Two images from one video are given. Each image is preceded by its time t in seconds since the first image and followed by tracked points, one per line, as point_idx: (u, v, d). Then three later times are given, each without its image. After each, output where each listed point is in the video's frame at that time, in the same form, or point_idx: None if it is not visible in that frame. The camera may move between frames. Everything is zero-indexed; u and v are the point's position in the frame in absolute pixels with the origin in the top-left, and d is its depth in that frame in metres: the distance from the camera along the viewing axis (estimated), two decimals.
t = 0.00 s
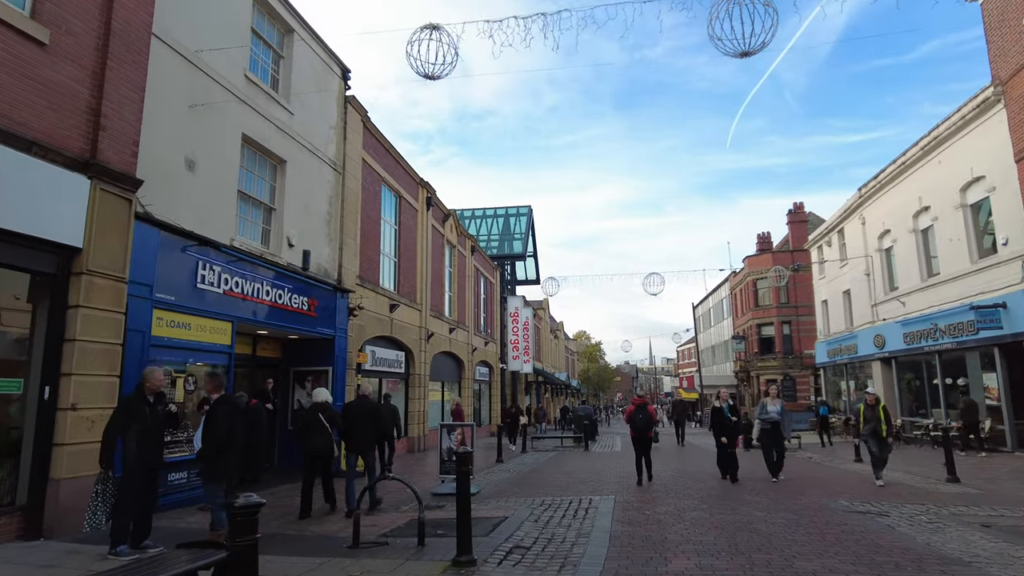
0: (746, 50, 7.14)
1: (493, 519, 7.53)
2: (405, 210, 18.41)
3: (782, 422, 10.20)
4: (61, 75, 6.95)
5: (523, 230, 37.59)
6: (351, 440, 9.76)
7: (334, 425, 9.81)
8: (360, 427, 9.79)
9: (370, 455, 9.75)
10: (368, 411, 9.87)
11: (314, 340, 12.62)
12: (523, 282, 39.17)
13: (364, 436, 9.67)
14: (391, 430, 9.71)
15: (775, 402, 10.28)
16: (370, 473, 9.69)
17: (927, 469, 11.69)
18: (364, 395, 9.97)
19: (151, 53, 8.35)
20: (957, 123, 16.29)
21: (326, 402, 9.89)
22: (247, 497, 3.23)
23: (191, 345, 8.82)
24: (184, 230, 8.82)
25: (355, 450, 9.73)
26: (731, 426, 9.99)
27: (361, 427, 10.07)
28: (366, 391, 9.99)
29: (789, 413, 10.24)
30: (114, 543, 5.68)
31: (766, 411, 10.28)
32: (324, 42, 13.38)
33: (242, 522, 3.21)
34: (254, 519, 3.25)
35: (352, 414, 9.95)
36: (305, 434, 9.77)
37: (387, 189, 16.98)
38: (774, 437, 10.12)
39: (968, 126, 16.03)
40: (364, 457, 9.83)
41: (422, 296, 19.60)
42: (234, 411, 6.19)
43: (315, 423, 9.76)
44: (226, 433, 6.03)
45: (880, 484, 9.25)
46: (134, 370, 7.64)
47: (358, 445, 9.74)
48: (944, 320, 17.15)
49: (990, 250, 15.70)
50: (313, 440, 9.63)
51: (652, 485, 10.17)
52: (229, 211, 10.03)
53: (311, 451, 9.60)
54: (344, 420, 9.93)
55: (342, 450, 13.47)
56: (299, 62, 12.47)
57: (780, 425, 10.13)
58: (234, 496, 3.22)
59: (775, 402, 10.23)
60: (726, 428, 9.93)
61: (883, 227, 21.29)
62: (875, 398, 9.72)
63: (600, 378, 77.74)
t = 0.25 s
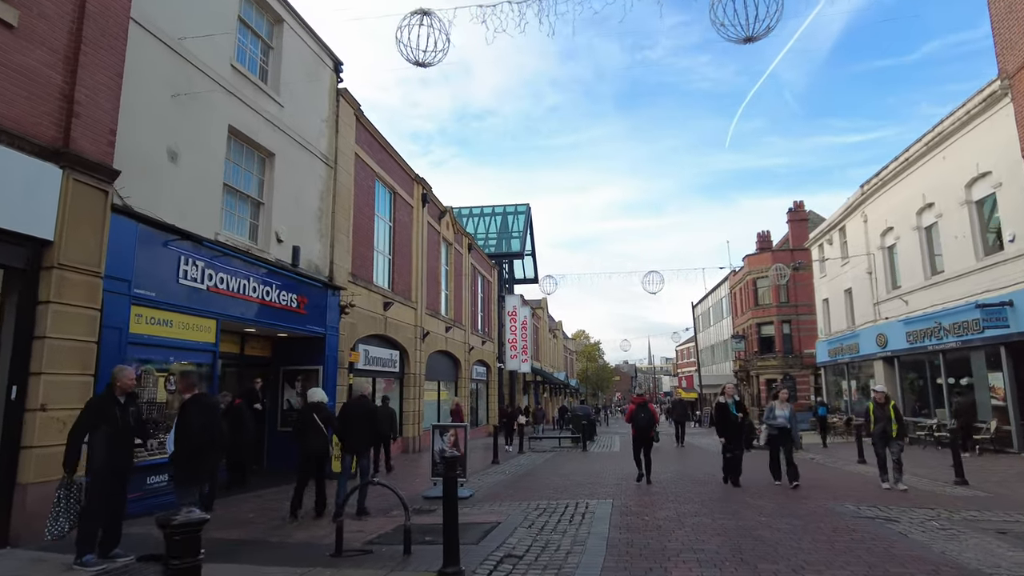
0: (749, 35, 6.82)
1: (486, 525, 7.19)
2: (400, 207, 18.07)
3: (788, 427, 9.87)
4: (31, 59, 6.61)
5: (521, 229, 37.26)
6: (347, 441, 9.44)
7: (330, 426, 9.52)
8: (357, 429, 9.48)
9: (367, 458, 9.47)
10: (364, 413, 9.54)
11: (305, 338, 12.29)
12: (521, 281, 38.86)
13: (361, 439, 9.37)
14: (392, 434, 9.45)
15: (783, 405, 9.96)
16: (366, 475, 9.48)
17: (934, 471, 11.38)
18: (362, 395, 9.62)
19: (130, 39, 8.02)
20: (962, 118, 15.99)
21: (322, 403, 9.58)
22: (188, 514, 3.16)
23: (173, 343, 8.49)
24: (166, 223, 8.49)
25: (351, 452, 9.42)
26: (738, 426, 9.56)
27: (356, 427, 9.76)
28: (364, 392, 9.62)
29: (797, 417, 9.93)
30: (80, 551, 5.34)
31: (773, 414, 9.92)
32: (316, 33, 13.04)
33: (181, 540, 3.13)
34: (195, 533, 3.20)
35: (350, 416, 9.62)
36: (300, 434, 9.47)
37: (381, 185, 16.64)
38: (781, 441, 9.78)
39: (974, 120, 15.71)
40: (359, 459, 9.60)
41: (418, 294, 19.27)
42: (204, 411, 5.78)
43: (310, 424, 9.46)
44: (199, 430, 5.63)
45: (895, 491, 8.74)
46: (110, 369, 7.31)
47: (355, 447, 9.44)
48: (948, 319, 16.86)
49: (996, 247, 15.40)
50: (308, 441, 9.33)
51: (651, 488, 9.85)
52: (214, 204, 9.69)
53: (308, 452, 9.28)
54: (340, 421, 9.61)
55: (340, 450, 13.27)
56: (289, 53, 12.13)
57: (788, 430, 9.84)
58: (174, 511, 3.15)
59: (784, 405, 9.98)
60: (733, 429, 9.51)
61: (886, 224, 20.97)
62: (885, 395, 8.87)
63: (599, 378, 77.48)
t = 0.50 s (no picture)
0: (754, 15, 6.50)
1: (478, 529, 6.88)
2: (395, 202, 17.74)
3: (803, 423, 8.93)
4: None
5: (518, 226, 36.91)
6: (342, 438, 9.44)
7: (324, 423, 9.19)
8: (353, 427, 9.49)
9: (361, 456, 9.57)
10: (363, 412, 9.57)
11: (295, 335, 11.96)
12: (519, 279, 38.54)
13: (357, 436, 9.42)
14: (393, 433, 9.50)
15: (795, 400, 8.94)
16: (357, 473, 9.58)
17: (942, 471, 11.07)
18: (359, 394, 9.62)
19: (108, 21, 7.69)
20: (968, 110, 15.68)
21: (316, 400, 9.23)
22: (106, 531, 4.10)
23: (155, 339, 8.15)
24: (147, 213, 8.15)
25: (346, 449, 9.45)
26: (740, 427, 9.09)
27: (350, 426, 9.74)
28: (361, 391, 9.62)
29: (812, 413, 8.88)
30: (43, 558, 5.00)
31: (784, 409, 8.97)
32: (307, 22, 12.71)
33: (104, 556, 4.08)
34: (117, 547, 4.14)
35: (345, 414, 9.58)
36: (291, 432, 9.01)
37: (375, 178, 16.32)
38: (792, 441, 8.86)
39: (980, 113, 15.41)
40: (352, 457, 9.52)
41: (413, 291, 18.95)
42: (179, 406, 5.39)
43: (304, 423, 9.06)
44: (173, 429, 5.26)
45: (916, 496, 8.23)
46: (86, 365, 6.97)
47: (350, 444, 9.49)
48: (953, 316, 16.57)
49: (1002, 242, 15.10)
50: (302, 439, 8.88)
51: (651, 488, 9.54)
52: (199, 195, 9.37)
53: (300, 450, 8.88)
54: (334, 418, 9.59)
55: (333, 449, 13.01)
56: (279, 41, 11.79)
57: (800, 427, 8.92)
58: (94, 530, 4.09)
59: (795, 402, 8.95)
60: (733, 430, 9.11)
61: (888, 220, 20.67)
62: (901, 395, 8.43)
63: (598, 377, 77.26)
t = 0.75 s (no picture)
0: None
1: (473, 537, 6.58)
2: (392, 199, 17.43)
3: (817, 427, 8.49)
4: None
5: (518, 224, 36.58)
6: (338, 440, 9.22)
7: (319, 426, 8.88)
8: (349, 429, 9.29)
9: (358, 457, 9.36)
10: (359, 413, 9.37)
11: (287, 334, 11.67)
12: (519, 278, 38.22)
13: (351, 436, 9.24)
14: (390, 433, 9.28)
15: (808, 403, 8.58)
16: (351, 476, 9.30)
17: (952, 475, 10.77)
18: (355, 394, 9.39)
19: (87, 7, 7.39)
20: (976, 105, 15.36)
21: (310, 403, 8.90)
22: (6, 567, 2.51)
23: (138, 337, 7.85)
24: (131, 208, 7.85)
25: (342, 451, 9.23)
26: (749, 427, 8.63)
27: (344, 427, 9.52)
28: (357, 391, 9.40)
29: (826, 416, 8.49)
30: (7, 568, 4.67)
31: (795, 414, 8.60)
32: (300, 15, 12.43)
33: None
34: None
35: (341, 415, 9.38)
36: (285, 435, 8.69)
37: (371, 175, 16.03)
38: (804, 446, 8.43)
39: (988, 108, 15.10)
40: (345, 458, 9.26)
41: (411, 289, 18.64)
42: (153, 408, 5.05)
43: (297, 426, 8.74)
44: (147, 431, 4.92)
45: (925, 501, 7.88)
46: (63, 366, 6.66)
47: (347, 446, 9.27)
48: (961, 315, 16.26)
49: (1011, 240, 14.78)
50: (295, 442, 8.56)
51: (653, 492, 9.24)
52: (186, 190, 9.07)
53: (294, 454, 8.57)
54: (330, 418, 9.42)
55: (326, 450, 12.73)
56: (271, 33, 11.49)
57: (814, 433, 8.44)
58: None
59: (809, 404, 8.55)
60: (743, 429, 8.67)
61: (893, 218, 20.35)
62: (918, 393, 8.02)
63: (599, 377, 77.00)
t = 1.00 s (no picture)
0: None
1: (468, 541, 6.26)
2: (389, 194, 17.14)
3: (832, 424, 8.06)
4: None
5: (519, 222, 36.27)
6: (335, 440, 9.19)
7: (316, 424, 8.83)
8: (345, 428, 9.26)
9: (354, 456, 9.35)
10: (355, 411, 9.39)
11: (280, 331, 11.38)
12: (520, 277, 37.92)
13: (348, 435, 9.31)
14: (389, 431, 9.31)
15: (821, 398, 8.13)
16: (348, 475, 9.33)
17: (965, 475, 10.47)
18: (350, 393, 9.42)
19: None
20: (986, 98, 15.02)
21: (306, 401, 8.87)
22: None
23: (121, 332, 7.55)
24: (114, 198, 7.56)
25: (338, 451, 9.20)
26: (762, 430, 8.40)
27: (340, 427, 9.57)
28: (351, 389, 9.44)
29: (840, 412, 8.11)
30: None
31: (809, 411, 8.16)
32: (294, 4, 12.13)
33: None
34: None
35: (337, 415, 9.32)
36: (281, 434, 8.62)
37: (367, 169, 15.73)
38: (818, 443, 8.08)
39: (998, 101, 14.77)
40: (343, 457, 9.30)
41: (409, 287, 18.35)
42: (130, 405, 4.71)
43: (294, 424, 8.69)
44: (119, 430, 4.55)
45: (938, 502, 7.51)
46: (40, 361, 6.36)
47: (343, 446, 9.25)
48: (970, 312, 15.93)
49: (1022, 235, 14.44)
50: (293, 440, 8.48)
51: (656, 493, 8.94)
52: (174, 181, 8.77)
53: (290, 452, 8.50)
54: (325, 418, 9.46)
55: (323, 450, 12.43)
56: (263, 21, 11.19)
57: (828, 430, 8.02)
58: None
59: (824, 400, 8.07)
60: (755, 432, 8.39)
61: (899, 214, 20.01)
62: (934, 393, 7.78)
63: (600, 376, 76.68)
